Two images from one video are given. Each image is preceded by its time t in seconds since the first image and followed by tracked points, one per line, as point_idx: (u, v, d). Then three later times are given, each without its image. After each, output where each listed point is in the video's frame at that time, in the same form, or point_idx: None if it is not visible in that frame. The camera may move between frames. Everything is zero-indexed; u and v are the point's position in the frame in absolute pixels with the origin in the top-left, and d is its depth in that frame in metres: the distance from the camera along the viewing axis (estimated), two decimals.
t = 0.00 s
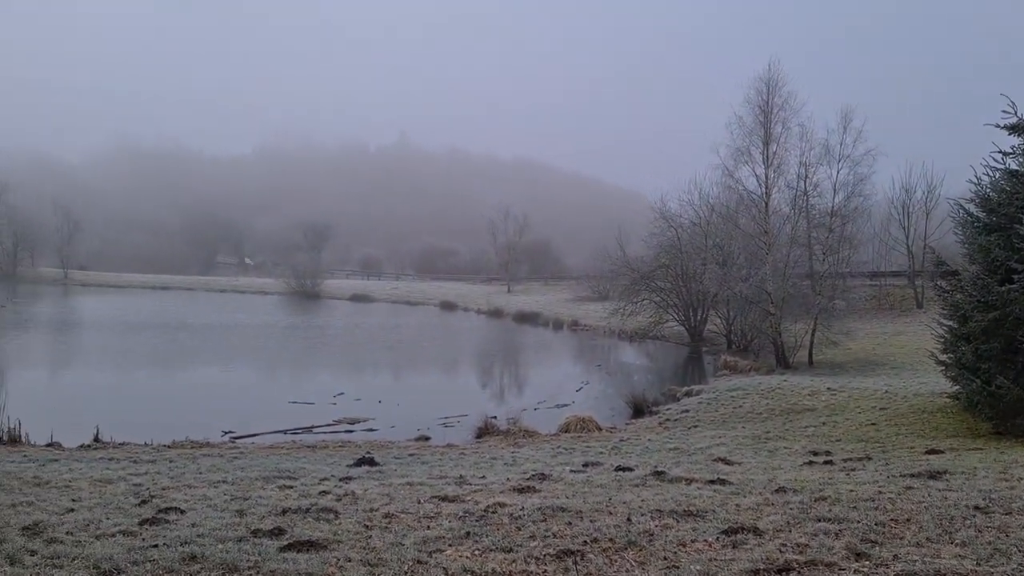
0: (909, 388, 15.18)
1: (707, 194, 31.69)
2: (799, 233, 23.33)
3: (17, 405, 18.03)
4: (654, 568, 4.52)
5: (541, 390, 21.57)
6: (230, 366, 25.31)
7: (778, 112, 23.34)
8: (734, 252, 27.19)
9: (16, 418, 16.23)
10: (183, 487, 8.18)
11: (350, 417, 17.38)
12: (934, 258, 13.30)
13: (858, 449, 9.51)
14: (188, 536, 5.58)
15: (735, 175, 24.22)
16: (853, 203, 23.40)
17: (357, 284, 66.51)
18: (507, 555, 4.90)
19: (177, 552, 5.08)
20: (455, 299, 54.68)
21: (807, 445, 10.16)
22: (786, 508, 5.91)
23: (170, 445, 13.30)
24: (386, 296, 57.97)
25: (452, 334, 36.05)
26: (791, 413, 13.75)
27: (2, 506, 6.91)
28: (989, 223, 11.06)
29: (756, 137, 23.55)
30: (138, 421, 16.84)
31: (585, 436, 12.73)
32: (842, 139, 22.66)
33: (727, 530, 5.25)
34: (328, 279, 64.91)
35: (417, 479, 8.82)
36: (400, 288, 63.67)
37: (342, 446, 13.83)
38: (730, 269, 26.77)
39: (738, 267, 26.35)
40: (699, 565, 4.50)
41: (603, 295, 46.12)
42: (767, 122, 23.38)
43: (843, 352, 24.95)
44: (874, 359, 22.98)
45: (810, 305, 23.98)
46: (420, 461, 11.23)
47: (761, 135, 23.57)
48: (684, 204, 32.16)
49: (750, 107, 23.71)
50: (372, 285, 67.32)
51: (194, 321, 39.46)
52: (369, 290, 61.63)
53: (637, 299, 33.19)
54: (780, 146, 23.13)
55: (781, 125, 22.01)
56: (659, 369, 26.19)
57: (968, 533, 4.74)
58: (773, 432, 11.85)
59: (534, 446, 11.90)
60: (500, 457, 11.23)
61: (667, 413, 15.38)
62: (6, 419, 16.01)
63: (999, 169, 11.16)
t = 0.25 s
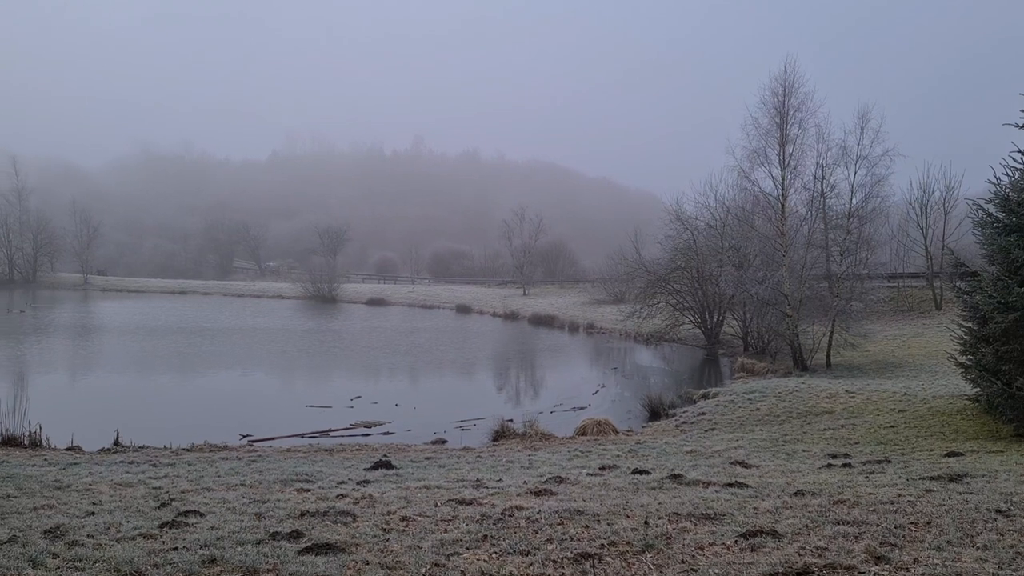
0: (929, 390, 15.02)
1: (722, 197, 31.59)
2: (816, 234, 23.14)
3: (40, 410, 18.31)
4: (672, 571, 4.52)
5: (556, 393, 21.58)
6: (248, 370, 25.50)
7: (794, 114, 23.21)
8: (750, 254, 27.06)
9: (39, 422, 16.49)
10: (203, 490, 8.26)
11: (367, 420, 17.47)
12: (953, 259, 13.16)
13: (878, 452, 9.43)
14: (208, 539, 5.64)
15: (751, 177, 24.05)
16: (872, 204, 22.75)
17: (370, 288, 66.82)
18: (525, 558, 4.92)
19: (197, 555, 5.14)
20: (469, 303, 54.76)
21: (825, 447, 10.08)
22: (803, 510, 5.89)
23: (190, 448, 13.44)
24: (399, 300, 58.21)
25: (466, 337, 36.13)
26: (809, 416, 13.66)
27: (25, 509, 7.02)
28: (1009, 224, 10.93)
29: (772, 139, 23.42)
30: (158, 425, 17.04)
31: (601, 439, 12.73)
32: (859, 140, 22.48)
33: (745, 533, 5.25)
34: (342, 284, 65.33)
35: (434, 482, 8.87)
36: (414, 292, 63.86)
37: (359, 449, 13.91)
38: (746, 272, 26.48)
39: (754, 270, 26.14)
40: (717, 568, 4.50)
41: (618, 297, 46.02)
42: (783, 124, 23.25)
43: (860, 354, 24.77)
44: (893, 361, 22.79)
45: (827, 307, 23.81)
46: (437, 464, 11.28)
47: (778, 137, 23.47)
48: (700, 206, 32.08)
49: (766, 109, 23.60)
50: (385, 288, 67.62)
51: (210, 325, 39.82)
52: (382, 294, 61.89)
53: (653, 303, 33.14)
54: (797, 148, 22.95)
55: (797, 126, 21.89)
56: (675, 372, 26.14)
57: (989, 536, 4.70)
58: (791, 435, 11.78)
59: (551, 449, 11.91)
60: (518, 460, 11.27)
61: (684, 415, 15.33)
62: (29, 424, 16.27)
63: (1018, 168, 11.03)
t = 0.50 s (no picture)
0: (943, 392, 14.89)
1: (733, 198, 31.48)
2: (828, 236, 23.00)
3: (54, 412, 18.54)
4: (684, 573, 4.52)
5: (567, 396, 21.56)
6: (260, 373, 25.66)
7: (805, 115, 23.11)
8: (762, 255, 26.95)
9: (53, 425, 16.69)
10: (215, 492, 8.33)
11: (378, 423, 17.55)
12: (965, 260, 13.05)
13: (890, 453, 9.37)
14: (221, 541, 5.70)
15: (762, 178, 23.96)
16: (883, 204, 22.63)
17: (381, 291, 67.06)
18: (537, 560, 4.95)
19: (210, 557, 5.18)
20: (479, 305, 54.80)
21: (838, 449, 10.02)
22: (815, 512, 5.88)
23: (203, 451, 13.56)
24: (410, 303, 58.37)
25: (477, 340, 36.17)
26: (822, 418, 13.59)
27: (40, 511, 7.11)
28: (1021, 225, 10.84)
29: (783, 140, 23.33)
30: (170, 427, 17.20)
31: (612, 441, 12.73)
32: (871, 140, 22.36)
33: (757, 535, 5.26)
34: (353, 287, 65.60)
35: (445, 484, 8.92)
36: (424, 294, 63.99)
37: (370, 451, 13.97)
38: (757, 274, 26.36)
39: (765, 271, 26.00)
40: (729, 570, 4.50)
41: (629, 299, 45.98)
42: (794, 125, 23.16)
43: (873, 356, 24.59)
44: (906, 363, 22.62)
45: (840, 308, 23.66)
46: (448, 467, 11.32)
47: (789, 138, 23.38)
48: (710, 207, 31.99)
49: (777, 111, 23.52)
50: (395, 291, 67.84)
51: (222, 329, 40.14)
52: (393, 296, 62.09)
53: (663, 304, 33.05)
54: (808, 149, 22.85)
55: (808, 127, 21.80)
56: (686, 374, 26.05)
57: (1003, 539, 4.67)
58: (803, 437, 11.73)
59: (562, 451, 11.93)
60: (529, 463, 11.30)
61: (695, 417, 15.30)
62: (43, 426, 16.48)
63: None
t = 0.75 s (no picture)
0: (959, 394, 14.73)
1: (746, 199, 31.32)
2: (842, 236, 22.81)
3: (70, 413, 18.80)
4: None
5: (580, 397, 21.55)
6: (274, 374, 25.88)
7: (819, 116, 22.97)
8: (775, 256, 26.82)
9: (69, 425, 16.94)
10: (229, 493, 8.42)
11: (391, 423, 17.64)
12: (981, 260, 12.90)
13: (905, 455, 9.30)
14: (235, 541, 5.78)
15: (776, 179, 23.83)
16: (898, 205, 22.44)
17: (393, 292, 67.35)
18: (550, 561, 4.97)
19: (225, 557, 5.26)
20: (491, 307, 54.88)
21: (852, 451, 9.96)
22: (830, 514, 5.86)
23: (217, 452, 13.71)
24: (422, 304, 58.57)
25: (489, 341, 36.23)
26: (836, 419, 13.50)
27: (57, 510, 7.24)
28: None
29: (797, 141, 23.20)
30: (183, 428, 17.39)
31: (624, 442, 12.73)
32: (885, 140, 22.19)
33: (770, 537, 5.25)
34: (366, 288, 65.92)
35: (459, 485, 8.97)
36: (437, 296, 64.15)
37: (383, 452, 14.05)
38: (770, 275, 26.20)
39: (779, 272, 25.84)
40: (742, 573, 4.50)
41: (641, 301, 45.86)
42: (808, 125, 23.02)
43: (888, 357, 24.36)
44: (921, 364, 22.40)
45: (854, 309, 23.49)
46: (460, 468, 11.38)
47: (802, 138, 23.24)
48: (724, 208, 31.85)
49: (791, 111, 23.39)
50: (408, 292, 68.11)
51: (236, 330, 40.52)
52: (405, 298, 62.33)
53: (676, 305, 32.93)
54: (822, 149, 22.70)
55: (821, 127, 21.66)
56: (699, 375, 25.95)
57: (1021, 542, 4.63)
58: (817, 439, 11.66)
59: (575, 453, 11.95)
60: (542, 464, 11.33)
61: (708, 419, 15.25)
62: (59, 426, 16.72)
63: None
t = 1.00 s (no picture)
0: (984, 396, 14.48)
1: (766, 200, 31.06)
2: (863, 237, 22.53)
3: (93, 413, 19.18)
4: None
5: (598, 398, 21.52)
6: (294, 375, 26.18)
7: (840, 115, 22.71)
8: (795, 258, 26.56)
9: (92, 425, 17.29)
10: (249, 493, 8.57)
11: (410, 425, 17.76)
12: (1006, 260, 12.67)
13: (928, 458, 9.18)
14: (257, 541, 5.88)
15: (796, 180, 23.60)
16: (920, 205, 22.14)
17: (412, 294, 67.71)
18: (571, 563, 5.01)
19: (247, 557, 5.36)
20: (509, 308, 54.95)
21: (873, 454, 9.85)
22: (851, 518, 5.82)
23: (238, 452, 13.92)
24: (440, 306, 58.80)
25: (507, 342, 36.30)
26: (858, 422, 13.35)
27: (81, 510, 7.43)
28: None
29: (818, 141, 22.96)
30: (203, 428, 17.66)
31: (643, 444, 12.70)
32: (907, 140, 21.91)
33: (791, 540, 5.23)
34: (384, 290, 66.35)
35: (478, 486, 9.03)
36: (455, 297, 64.38)
37: (402, 453, 14.17)
38: (790, 276, 25.94)
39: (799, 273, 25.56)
40: None
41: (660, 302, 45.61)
42: (828, 125, 22.78)
43: (911, 359, 24.01)
44: (945, 366, 22.05)
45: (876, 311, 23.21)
46: (479, 470, 11.44)
47: (823, 138, 22.98)
48: (743, 209, 31.61)
49: (811, 111, 23.16)
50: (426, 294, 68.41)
51: (255, 331, 41.04)
52: (424, 300, 62.64)
53: (695, 307, 32.72)
54: (844, 150, 22.43)
55: (842, 127, 21.42)
56: (718, 376, 25.78)
57: None
58: (838, 442, 11.55)
59: (594, 455, 11.96)
60: (560, 466, 11.36)
61: (728, 421, 15.16)
62: (83, 427, 17.08)
63: None
